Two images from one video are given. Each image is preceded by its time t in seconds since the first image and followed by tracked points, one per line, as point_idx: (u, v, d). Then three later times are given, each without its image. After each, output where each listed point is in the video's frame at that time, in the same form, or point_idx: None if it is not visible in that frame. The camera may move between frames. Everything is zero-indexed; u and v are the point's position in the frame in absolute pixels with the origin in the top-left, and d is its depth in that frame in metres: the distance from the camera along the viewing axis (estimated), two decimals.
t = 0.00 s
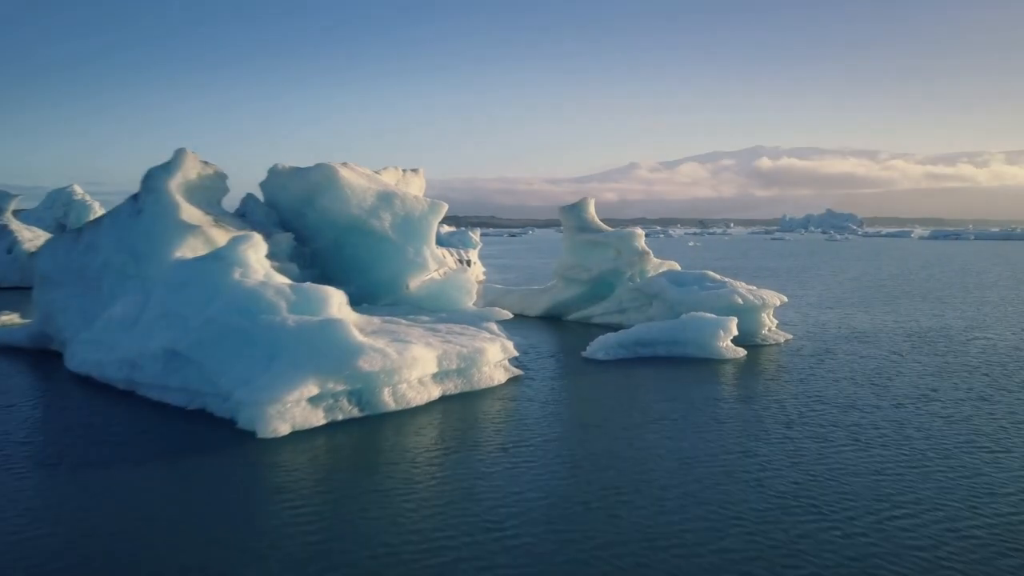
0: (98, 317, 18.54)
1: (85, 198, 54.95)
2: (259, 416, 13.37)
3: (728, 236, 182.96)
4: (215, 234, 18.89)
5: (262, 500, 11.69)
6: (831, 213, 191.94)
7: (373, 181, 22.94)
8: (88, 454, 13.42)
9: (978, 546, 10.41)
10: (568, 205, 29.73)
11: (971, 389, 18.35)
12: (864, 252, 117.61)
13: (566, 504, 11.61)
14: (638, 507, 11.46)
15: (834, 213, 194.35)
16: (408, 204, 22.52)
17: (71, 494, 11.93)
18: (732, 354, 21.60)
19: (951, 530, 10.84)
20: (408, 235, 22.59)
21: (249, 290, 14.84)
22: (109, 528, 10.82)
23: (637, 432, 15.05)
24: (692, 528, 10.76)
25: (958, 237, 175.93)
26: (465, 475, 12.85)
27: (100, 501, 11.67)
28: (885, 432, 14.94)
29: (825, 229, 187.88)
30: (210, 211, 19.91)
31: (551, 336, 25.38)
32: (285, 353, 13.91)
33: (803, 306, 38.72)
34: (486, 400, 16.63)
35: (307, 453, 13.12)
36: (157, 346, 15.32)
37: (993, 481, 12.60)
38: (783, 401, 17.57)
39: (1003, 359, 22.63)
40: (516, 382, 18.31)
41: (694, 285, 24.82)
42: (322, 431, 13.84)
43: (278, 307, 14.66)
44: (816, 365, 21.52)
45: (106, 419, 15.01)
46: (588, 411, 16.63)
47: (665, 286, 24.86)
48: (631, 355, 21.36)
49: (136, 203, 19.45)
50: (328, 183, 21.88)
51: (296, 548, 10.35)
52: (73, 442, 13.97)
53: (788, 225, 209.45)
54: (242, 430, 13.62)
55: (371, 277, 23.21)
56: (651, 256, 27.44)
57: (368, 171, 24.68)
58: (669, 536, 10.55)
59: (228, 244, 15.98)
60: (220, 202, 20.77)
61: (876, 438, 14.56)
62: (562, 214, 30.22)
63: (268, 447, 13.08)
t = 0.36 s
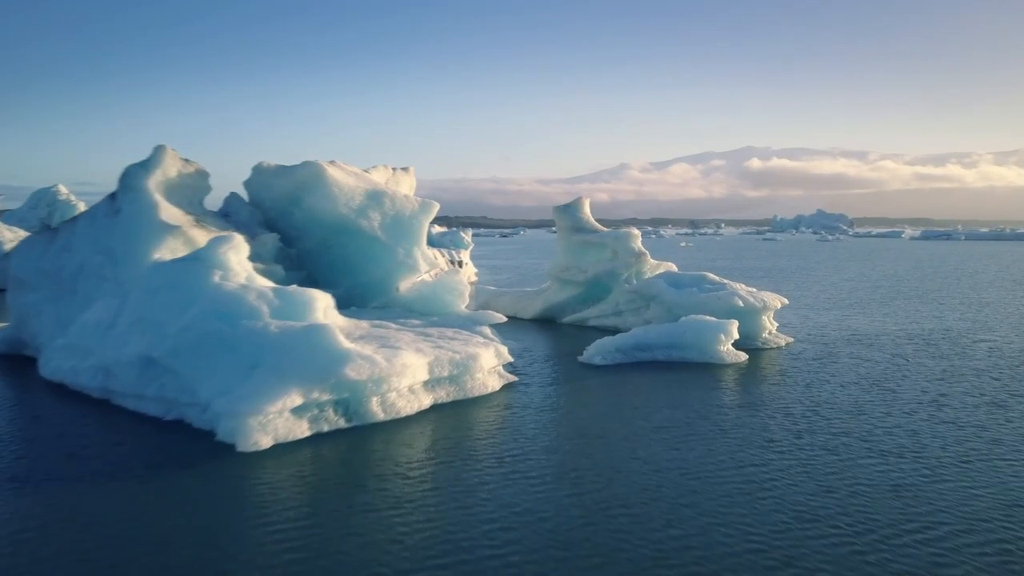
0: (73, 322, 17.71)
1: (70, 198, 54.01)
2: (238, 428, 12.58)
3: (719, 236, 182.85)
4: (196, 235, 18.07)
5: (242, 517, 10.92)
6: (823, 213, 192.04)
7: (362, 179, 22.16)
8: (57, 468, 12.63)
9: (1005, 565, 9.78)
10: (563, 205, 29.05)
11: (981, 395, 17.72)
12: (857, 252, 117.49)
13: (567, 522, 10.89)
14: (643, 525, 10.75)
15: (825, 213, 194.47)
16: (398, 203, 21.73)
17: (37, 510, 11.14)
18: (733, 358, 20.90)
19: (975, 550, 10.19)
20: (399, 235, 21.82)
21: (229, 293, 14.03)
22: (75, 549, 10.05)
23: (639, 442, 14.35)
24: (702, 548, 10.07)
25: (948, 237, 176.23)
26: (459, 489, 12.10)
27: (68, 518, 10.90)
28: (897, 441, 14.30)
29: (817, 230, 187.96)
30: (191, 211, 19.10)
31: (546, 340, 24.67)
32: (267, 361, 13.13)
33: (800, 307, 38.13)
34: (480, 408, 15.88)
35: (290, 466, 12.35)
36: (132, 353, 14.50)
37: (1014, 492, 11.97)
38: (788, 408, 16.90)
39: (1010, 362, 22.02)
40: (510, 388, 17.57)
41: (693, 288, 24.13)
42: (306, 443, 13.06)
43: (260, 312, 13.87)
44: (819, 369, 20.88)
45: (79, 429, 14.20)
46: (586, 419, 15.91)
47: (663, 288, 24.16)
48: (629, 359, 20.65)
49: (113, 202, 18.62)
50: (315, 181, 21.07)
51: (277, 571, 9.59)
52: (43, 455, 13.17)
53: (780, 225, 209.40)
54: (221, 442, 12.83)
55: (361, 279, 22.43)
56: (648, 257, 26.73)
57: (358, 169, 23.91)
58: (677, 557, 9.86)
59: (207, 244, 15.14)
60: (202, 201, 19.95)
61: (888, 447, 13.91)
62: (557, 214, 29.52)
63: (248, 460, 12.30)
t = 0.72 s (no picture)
0: (45, 327, 16.85)
1: (53, 198, 52.93)
2: (216, 442, 11.78)
3: (711, 236, 182.55)
4: (176, 235, 17.25)
5: (219, 537, 10.11)
6: (814, 214, 192.10)
7: (350, 178, 21.37)
8: (22, 483, 11.79)
9: None
10: (557, 204, 28.40)
11: (994, 401, 17.08)
12: (849, 253, 117.31)
13: (569, 544, 10.14)
14: (652, 547, 10.02)
15: (816, 213, 194.52)
16: (387, 203, 20.95)
17: None
18: (735, 363, 20.18)
19: (1007, 572, 9.51)
20: (388, 235, 21.05)
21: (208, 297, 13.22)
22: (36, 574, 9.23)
23: (641, 454, 13.61)
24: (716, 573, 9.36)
25: (939, 237, 176.52)
26: (453, 506, 11.33)
27: (30, 538, 10.07)
28: (912, 453, 13.63)
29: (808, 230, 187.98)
30: (171, 210, 18.25)
31: (540, 344, 23.93)
32: (247, 369, 12.33)
33: (797, 309, 37.54)
34: (474, 417, 15.11)
35: (271, 482, 11.53)
36: (104, 361, 13.66)
37: None
38: (795, 415, 16.22)
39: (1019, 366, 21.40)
40: (505, 396, 16.79)
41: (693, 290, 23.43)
42: (289, 457, 12.26)
43: (241, 317, 13.07)
44: (823, 374, 20.20)
45: (47, 441, 13.36)
46: (585, 428, 15.14)
47: (661, 290, 23.43)
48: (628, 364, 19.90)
49: (88, 200, 17.77)
50: (301, 180, 20.23)
51: None
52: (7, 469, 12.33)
53: (771, 225, 209.51)
54: (198, 457, 12.02)
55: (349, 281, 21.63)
56: (645, 257, 26.05)
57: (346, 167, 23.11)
58: None
59: (185, 245, 14.29)
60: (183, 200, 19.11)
61: (904, 460, 13.24)
62: (551, 214, 28.84)
63: (227, 477, 11.50)
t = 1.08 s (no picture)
0: (14, 332, 15.96)
1: (37, 198, 51.87)
2: (191, 458, 10.93)
3: (703, 237, 182.25)
4: (153, 235, 16.39)
5: (191, 561, 9.29)
6: (805, 214, 192.07)
7: (337, 176, 20.56)
8: None
9: None
10: (552, 204, 27.63)
11: (1009, 407, 16.42)
12: (840, 253, 117.15)
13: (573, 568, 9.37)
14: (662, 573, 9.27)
15: (808, 214, 194.56)
16: (376, 202, 20.15)
17: None
18: (739, 368, 19.44)
19: None
20: (378, 235, 20.26)
21: (183, 301, 12.37)
22: None
23: (646, 467, 12.85)
24: None
25: (930, 237, 176.87)
26: (446, 526, 10.53)
27: None
28: (931, 467, 12.96)
29: (800, 231, 187.98)
30: (148, 209, 17.39)
31: (536, 348, 23.16)
32: (225, 379, 11.49)
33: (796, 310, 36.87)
34: (468, 428, 14.32)
35: (251, 501, 10.71)
36: (72, 370, 12.78)
37: None
38: (803, 423, 15.54)
39: None
40: (500, 405, 16.00)
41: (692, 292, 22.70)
42: (270, 473, 11.43)
43: (219, 323, 12.24)
44: (829, 379, 19.51)
45: (11, 455, 12.48)
46: (585, 438, 14.39)
47: (660, 292, 22.67)
48: (627, 369, 19.13)
49: (61, 199, 16.88)
50: (286, 177, 19.38)
51: None
52: None
53: (762, 226, 209.49)
54: (172, 474, 11.17)
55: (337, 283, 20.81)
56: (643, 258, 25.31)
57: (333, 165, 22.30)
58: None
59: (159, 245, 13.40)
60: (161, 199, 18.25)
61: (923, 474, 12.56)
62: (546, 213, 28.08)
63: (203, 496, 10.67)
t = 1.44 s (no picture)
0: None
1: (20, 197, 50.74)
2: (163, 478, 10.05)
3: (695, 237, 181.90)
4: (129, 235, 15.51)
5: None
6: (796, 215, 192.00)
7: (324, 174, 19.69)
8: None
9: None
10: (547, 203, 26.83)
11: None
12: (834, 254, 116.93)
13: None
14: None
15: (799, 214, 194.57)
16: (366, 200, 19.30)
17: None
18: (743, 374, 18.68)
19: None
20: (367, 236, 19.41)
21: (155, 306, 11.49)
22: None
23: (653, 484, 12.05)
24: None
25: (921, 238, 177.05)
26: (440, 551, 9.71)
27: None
28: (955, 483, 12.24)
29: (792, 231, 187.90)
30: (124, 208, 16.50)
31: (531, 353, 22.34)
32: (199, 391, 10.62)
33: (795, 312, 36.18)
34: (462, 441, 13.49)
35: (227, 524, 9.86)
36: (37, 381, 11.87)
37: None
38: (815, 433, 14.81)
39: None
40: (495, 415, 15.18)
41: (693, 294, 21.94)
42: (249, 492, 10.58)
43: (195, 330, 11.37)
44: (837, 385, 18.79)
45: None
46: (586, 450, 13.59)
47: (659, 294, 21.89)
48: (627, 375, 18.33)
49: (31, 197, 15.97)
50: (270, 175, 18.49)
51: None
52: None
53: (755, 226, 209.37)
54: (142, 494, 10.29)
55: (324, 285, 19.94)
56: (641, 259, 24.52)
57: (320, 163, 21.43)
58: None
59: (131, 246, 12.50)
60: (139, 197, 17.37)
61: (947, 490, 11.85)
62: (541, 213, 27.28)
63: (176, 519, 9.81)
